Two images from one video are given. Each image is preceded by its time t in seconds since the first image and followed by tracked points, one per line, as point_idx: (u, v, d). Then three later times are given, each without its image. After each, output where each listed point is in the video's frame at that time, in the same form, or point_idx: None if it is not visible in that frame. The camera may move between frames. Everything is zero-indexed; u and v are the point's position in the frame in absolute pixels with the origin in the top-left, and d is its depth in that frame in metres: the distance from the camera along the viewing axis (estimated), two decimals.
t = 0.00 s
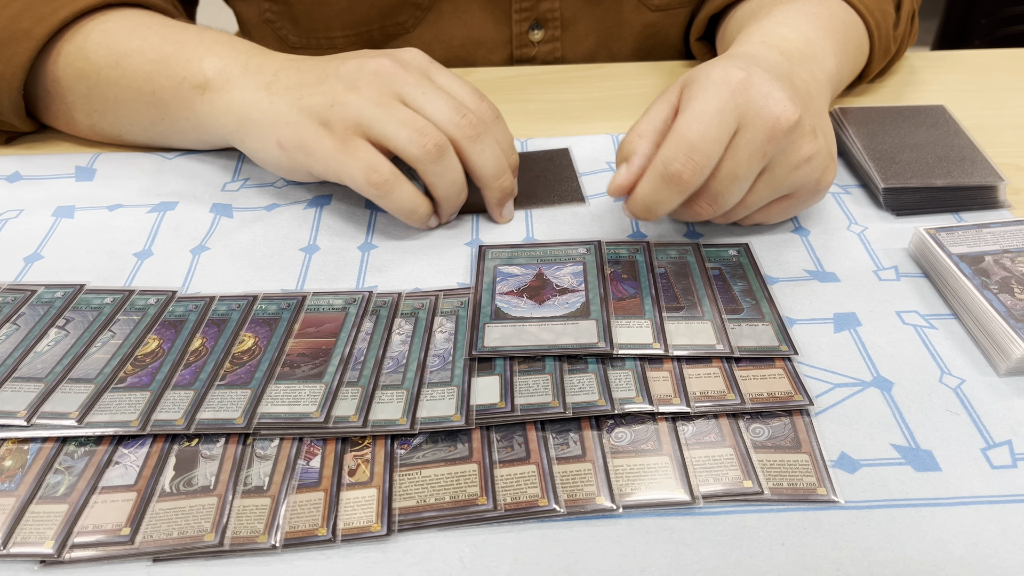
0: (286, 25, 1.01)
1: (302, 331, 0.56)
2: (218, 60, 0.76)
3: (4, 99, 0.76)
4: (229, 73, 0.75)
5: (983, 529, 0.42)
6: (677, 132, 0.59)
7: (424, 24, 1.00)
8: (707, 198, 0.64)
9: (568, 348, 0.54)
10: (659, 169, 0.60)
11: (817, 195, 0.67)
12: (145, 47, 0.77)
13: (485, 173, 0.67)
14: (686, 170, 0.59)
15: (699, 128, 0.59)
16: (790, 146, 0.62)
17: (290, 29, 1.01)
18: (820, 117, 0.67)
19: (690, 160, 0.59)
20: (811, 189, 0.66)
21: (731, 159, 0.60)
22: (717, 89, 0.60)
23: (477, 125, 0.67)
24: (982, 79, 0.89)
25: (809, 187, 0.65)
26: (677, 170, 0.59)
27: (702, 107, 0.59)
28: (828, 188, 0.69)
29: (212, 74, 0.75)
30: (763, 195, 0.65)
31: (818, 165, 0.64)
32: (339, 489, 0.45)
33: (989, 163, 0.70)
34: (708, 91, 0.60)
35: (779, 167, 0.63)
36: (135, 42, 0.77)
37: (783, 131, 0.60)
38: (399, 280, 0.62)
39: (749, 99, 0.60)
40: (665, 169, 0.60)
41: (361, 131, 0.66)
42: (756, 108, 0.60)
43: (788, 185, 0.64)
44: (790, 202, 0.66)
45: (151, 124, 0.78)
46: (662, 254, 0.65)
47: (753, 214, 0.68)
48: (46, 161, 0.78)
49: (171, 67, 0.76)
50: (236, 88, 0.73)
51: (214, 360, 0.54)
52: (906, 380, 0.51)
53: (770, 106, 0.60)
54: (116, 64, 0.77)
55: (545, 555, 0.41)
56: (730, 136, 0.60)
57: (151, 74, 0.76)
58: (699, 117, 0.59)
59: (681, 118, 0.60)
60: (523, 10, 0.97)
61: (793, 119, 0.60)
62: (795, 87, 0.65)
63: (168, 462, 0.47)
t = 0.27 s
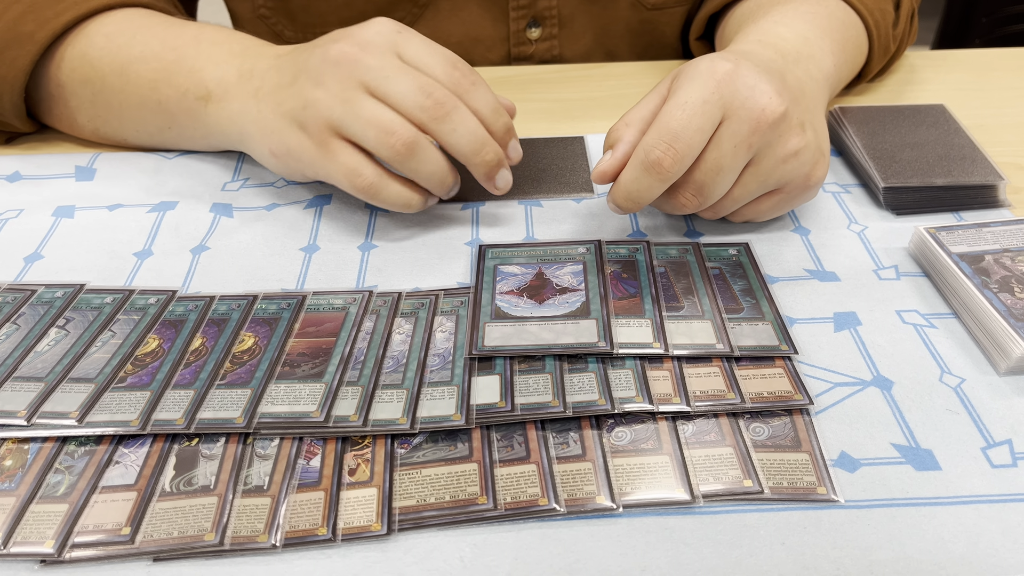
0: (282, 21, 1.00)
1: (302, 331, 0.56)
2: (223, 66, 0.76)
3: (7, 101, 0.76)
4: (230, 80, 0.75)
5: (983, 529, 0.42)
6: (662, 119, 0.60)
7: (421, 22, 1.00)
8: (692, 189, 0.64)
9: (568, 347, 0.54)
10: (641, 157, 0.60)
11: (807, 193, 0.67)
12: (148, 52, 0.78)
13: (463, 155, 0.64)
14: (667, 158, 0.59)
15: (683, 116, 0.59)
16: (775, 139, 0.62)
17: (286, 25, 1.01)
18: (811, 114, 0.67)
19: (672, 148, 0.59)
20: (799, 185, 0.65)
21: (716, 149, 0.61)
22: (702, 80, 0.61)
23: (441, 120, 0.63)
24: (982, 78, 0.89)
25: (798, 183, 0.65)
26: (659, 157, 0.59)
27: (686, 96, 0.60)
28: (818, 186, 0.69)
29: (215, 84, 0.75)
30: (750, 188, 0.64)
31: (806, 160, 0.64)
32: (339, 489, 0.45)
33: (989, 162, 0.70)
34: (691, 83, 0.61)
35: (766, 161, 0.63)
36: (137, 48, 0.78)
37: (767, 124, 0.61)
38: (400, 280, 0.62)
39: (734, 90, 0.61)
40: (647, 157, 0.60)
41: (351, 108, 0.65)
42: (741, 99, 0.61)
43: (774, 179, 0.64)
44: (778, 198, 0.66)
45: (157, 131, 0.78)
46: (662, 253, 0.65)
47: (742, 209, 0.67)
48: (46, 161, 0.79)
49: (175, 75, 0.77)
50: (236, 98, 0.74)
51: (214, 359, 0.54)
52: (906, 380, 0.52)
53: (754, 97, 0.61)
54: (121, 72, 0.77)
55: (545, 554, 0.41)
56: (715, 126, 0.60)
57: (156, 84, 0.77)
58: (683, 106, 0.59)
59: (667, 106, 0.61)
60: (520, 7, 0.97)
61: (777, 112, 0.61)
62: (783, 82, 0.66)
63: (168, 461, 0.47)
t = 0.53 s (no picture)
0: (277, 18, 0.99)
1: (302, 330, 0.56)
2: (191, 42, 0.69)
3: None
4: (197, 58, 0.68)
5: (983, 528, 0.42)
6: (658, 139, 0.61)
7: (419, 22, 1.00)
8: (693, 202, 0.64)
9: (568, 347, 0.54)
10: (640, 176, 0.61)
11: (808, 197, 0.67)
12: (112, 41, 0.73)
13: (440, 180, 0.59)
14: (665, 177, 0.60)
15: (679, 135, 0.60)
16: (773, 150, 0.62)
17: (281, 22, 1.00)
18: (811, 118, 0.67)
19: (669, 167, 0.60)
20: (801, 191, 0.65)
21: (714, 164, 0.61)
22: (698, 98, 0.61)
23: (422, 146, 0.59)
24: (982, 78, 0.89)
25: (800, 189, 0.65)
26: (658, 175, 0.60)
27: (682, 115, 0.61)
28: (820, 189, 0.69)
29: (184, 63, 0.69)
30: (750, 197, 0.65)
31: (806, 167, 0.64)
32: (340, 488, 0.45)
33: (989, 161, 0.71)
34: (687, 103, 0.61)
35: (765, 171, 0.63)
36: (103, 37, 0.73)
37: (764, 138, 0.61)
38: (400, 280, 0.62)
39: (731, 105, 0.61)
40: (645, 176, 0.61)
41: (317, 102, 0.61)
42: (737, 113, 0.61)
43: (775, 189, 0.64)
44: (780, 206, 0.66)
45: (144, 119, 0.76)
46: (663, 252, 0.65)
47: (745, 216, 0.67)
48: (46, 161, 0.79)
49: (146, 62, 0.72)
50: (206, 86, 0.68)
51: (215, 359, 0.54)
52: (906, 379, 0.52)
53: (751, 111, 0.61)
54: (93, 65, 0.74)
55: (546, 554, 0.41)
56: (711, 142, 0.60)
57: (129, 72, 0.72)
58: (679, 124, 0.60)
59: (664, 124, 0.61)
60: (518, 7, 0.98)
61: (774, 124, 0.61)
62: (781, 90, 0.66)
63: (169, 460, 0.47)
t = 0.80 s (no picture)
0: (278, 18, 0.99)
1: (303, 330, 0.56)
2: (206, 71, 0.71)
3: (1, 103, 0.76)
4: (209, 83, 0.70)
5: (984, 528, 0.42)
6: (656, 141, 0.61)
7: (420, 23, 1.00)
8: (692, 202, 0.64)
9: (569, 346, 0.54)
10: (638, 178, 0.61)
11: (810, 196, 0.67)
12: (129, 54, 0.75)
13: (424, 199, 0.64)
14: (663, 179, 0.60)
15: (676, 137, 0.60)
16: (774, 150, 0.62)
17: (282, 22, 0.99)
18: (810, 118, 0.67)
19: (667, 169, 0.60)
20: (802, 191, 0.65)
21: (713, 164, 0.61)
22: (696, 99, 0.62)
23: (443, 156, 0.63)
24: (983, 77, 0.89)
25: (801, 189, 0.65)
26: (656, 178, 0.60)
27: (680, 117, 0.61)
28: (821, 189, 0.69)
29: (193, 86, 0.70)
30: (751, 197, 0.65)
31: (807, 167, 0.64)
32: (341, 488, 0.45)
33: (990, 161, 0.70)
34: (684, 106, 0.62)
35: (766, 170, 0.63)
36: (119, 51, 0.75)
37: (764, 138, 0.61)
38: (401, 280, 0.62)
39: (729, 106, 0.61)
40: (643, 178, 0.61)
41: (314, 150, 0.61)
42: (735, 114, 0.61)
43: (776, 188, 0.64)
44: (782, 206, 0.66)
45: (139, 133, 0.76)
46: (663, 252, 0.65)
47: (747, 217, 0.67)
48: (47, 161, 0.79)
49: (154, 79, 0.73)
50: (206, 114, 0.68)
51: (216, 359, 0.54)
52: (907, 378, 0.52)
53: (749, 111, 0.61)
54: (103, 75, 0.75)
55: (546, 553, 0.41)
56: (709, 143, 0.61)
57: (135, 85, 0.74)
58: (677, 126, 0.61)
59: (662, 126, 0.62)
60: (518, 8, 0.98)
61: (773, 124, 0.61)
62: (780, 90, 0.66)
63: (170, 460, 0.47)
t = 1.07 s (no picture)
0: (281, 19, 0.99)
1: (303, 330, 0.56)
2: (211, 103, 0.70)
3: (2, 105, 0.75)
4: (213, 114, 0.69)
5: (984, 527, 0.42)
6: (648, 141, 0.61)
7: (422, 23, 1.00)
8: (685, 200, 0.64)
9: (569, 346, 0.54)
10: (629, 178, 0.62)
11: (808, 194, 0.66)
12: (133, 77, 0.74)
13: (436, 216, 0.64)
14: (653, 178, 0.61)
15: (667, 136, 0.61)
16: (769, 148, 0.62)
17: (285, 22, 0.99)
18: (808, 116, 0.67)
19: (657, 168, 0.61)
20: (800, 189, 0.65)
21: (705, 163, 0.61)
22: (689, 98, 0.62)
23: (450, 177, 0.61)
24: (983, 76, 0.89)
25: (798, 187, 0.65)
26: (646, 177, 0.61)
27: (671, 117, 0.61)
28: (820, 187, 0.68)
29: (198, 117, 0.70)
30: (748, 196, 0.65)
31: (804, 165, 0.64)
32: (340, 487, 0.45)
33: (990, 160, 0.70)
34: (678, 105, 0.62)
35: (762, 169, 0.63)
36: (123, 72, 0.74)
37: (758, 136, 0.61)
38: (401, 279, 0.62)
39: (722, 104, 0.61)
40: (634, 178, 0.62)
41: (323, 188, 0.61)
42: (730, 113, 0.61)
43: (772, 187, 0.64)
44: (779, 204, 0.66)
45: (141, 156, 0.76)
46: (663, 251, 0.65)
47: (744, 215, 0.67)
48: (48, 161, 0.79)
49: (157, 106, 0.72)
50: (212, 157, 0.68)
51: (216, 358, 0.54)
52: (907, 377, 0.52)
53: (743, 110, 0.61)
54: (106, 95, 0.75)
55: (547, 553, 0.41)
56: (701, 143, 0.61)
57: (138, 111, 0.73)
58: (668, 126, 0.61)
59: (654, 125, 0.62)
60: (520, 8, 0.98)
61: (767, 122, 0.61)
62: (777, 88, 0.66)
63: (170, 459, 0.47)
